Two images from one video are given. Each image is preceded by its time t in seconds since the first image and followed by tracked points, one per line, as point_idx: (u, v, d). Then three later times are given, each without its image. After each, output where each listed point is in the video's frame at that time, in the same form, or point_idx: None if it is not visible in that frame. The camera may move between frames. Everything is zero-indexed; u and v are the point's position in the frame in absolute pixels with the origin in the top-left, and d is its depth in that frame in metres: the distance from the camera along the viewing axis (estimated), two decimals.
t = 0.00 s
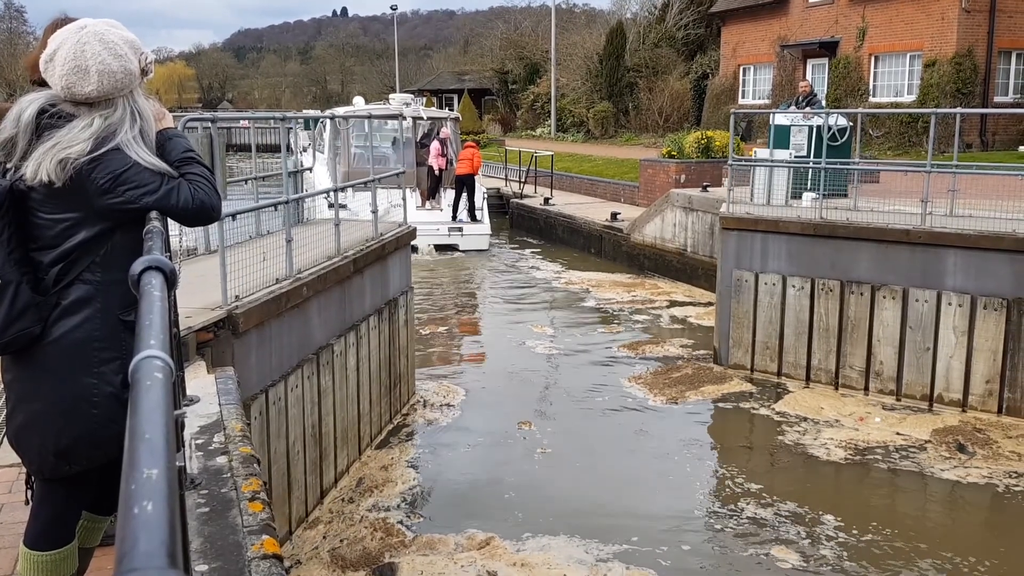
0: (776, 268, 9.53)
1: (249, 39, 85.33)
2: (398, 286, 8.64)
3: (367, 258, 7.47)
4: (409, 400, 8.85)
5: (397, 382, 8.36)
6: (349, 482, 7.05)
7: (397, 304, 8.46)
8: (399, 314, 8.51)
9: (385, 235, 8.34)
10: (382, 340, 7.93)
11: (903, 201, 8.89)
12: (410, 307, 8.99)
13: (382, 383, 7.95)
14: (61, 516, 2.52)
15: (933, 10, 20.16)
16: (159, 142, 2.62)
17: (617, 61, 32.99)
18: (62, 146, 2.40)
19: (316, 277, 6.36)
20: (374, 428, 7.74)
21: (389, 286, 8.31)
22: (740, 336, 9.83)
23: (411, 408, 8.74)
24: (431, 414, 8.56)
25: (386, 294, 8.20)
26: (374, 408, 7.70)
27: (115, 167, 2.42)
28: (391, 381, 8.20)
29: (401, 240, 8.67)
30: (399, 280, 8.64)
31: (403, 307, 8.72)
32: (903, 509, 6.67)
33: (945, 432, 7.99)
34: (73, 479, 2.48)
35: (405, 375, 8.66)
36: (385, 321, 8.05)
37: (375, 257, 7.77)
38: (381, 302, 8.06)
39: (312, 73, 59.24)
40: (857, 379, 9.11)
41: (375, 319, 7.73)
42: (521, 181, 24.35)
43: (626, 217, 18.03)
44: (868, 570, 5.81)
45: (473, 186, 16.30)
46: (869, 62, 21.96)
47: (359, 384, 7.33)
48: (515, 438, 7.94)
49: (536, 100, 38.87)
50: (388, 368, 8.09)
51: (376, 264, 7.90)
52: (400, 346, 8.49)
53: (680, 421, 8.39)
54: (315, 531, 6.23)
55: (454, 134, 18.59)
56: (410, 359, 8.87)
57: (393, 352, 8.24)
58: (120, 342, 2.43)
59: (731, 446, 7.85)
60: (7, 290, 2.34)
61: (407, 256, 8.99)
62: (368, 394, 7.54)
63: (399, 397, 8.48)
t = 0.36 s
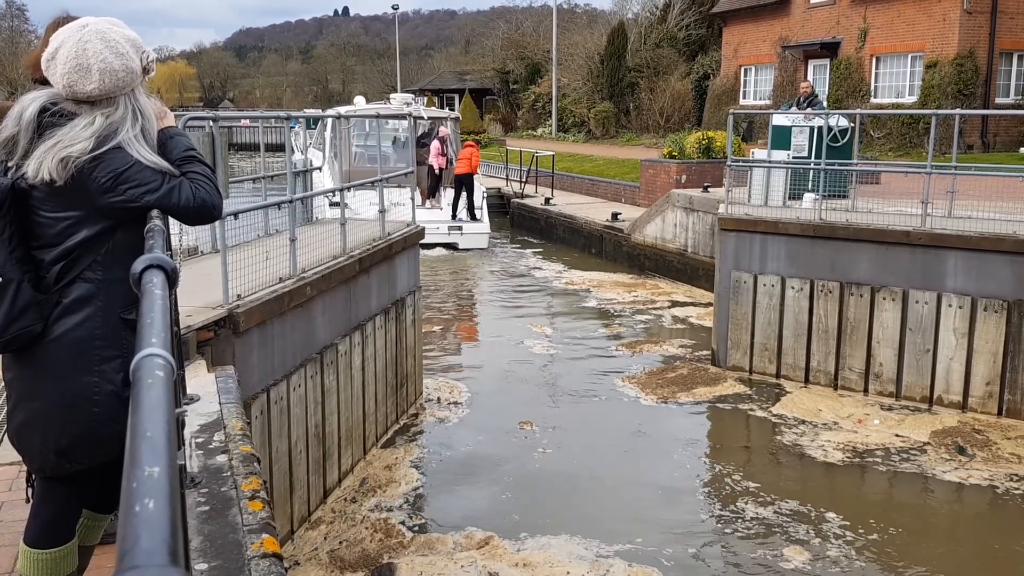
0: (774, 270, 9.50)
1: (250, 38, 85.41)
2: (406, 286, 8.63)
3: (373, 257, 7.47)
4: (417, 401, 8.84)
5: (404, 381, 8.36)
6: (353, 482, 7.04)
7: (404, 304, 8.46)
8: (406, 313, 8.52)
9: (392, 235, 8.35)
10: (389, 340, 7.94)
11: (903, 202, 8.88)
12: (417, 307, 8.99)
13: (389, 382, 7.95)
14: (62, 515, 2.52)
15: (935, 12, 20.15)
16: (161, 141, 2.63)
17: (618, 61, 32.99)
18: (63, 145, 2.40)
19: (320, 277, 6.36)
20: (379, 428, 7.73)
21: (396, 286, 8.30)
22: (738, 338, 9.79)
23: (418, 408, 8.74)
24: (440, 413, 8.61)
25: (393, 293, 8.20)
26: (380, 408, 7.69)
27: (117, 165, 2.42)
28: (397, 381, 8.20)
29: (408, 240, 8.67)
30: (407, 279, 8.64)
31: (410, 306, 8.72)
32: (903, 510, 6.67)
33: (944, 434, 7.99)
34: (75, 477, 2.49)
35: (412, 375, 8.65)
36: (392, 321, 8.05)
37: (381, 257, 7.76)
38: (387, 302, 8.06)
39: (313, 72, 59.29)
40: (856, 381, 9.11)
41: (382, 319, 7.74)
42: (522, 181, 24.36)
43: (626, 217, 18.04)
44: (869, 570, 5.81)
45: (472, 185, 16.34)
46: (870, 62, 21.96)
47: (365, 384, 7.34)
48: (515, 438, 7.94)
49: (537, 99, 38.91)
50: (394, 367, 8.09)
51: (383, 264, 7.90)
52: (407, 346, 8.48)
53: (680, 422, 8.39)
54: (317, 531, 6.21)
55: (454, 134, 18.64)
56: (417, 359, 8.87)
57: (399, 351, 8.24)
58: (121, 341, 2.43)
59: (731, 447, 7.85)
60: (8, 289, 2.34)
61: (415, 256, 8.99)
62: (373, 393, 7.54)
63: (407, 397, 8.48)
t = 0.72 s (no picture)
0: (773, 270, 9.48)
1: (250, 38, 85.44)
2: (412, 286, 8.63)
3: (379, 257, 7.46)
4: (423, 401, 8.85)
5: (410, 382, 8.36)
6: (357, 481, 7.02)
7: (411, 304, 8.46)
8: (413, 313, 8.51)
9: (399, 235, 8.34)
10: (395, 340, 7.93)
11: (902, 202, 8.88)
12: (425, 307, 8.99)
13: (395, 382, 7.96)
14: (60, 514, 2.52)
15: (935, 12, 20.14)
16: (160, 140, 2.62)
17: (618, 61, 32.98)
18: (63, 143, 2.39)
19: (323, 276, 6.35)
20: (385, 429, 7.72)
21: (403, 286, 8.30)
22: (736, 339, 9.77)
23: (426, 408, 8.75)
24: (449, 410, 8.65)
25: (399, 294, 8.20)
26: (386, 408, 7.69)
27: (117, 164, 2.42)
28: (403, 381, 8.19)
29: (415, 240, 8.67)
30: (414, 279, 8.63)
31: (417, 306, 8.73)
32: (902, 511, 6.68)
33: (943, 435, 7.99)
34: (72, 476, 2.48)
35: (418, 375, 8.65)
36: (399, 322, 8.05)
37: (387, 258, 7.75)
38: (394, 302, 8.06)
39: (313, 72, 59.30)
40: (855, 382, 9.10)
41: (387, 319, 7.73)
42: (522, 181, 24.37)
43: (626, 217, 18.04)
44: (868, 570, 5.81)
45: (469, 185, 16.37)
46: (870, 62, 21.96)
47: (370, 384, 7.34)
48: (516, 438, 7.94)
49: (537, 99, 38.93)
50: (400, 367, 8.08)
51: (389, 264, 7.89)
52: (413, 346, 8.48)
53: (681, 422, 8.37)
54: (318, 531, 6.20)
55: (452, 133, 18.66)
56: (424, 359, 8.87)
57: (405, 351, 8.24)
58: (120, 340, 2.43)
59: (730, 448, 7.84)
60: (8, 287, 2.33)
61: (423, 257, 8.98)
62: (379, 393, 7.54)
63: (413, 397, 8.48)
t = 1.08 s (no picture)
0: (769, 270, 9.49)
1: (248, 37, 85.40)
2: (416, 285, 8.63)
3: (381, 256, 7.44)
4: (428, 399, 8.87)
5: (413, 381, 8.35)
6: (357, 481, 7.02)
7: (414, 303, 8.45)
8: (416, 312, 8.51)
9: (403, 234, 8.34)
10: (398, 339, 7.93)
11: (899, 202, 8.89)
12: (429, 306, 8.98)
13: (398, 381, 7.96)
14: (58, 512, 2.51)
15: (933, 11, 20.15)
16: (157, 138, 2.62)
17: (616, 60, 32.97)
18: (61, 140, 2.39)
19: (324, 275, 6.35)
20: (387, 427, 7.72)
21: (406, 285, 8.30)
22: (732, 339, 9.77)
23: (429, 407, 8.77)
24: (455, 406, 8.75)
25: (402, 293, 8.19)
26: (388, 407, 7.70)
27: (114, 162, 2.42)
28: (406, 380, 8.18)
29: (419, 239, 8.67)
30: (418, 278, 8.63)
31: (421, 305, 8.73)
32: (899, 509, 6.69)
33: (940, 434, 8.00)
34: (69, 475, 2.48)
35: (421, 374, 8.65)
36: (401, 320, 8.04)
37: (389, 257, 7.74)
38: (397, 301, 8.05)
39: (310, 70, 59.25)
40: (852, 382, 9.11)
41: (389, 318, 7.72)
42: (520, 180, 24.37)
43: (624, 215, 18.04)
44: (864, 568, 5.82)
45: (464, 184, 16.38)
46: (868, 62, 21.97)
47: (371, 383, 7.33)
48: (514, 436, 7.94)
49: (535, 98, 38.93)
50: (403, 367, 8.08)
51: (392, 263, 7.88)
52: (417, 345, 8.49)
53: (679, 421, 8.37)
54: (317, 530, 6.19)
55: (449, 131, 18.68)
56: (428, 358, 8.88)
57: (408, 351, 8.24)
58: (117, 338, 2.43)
59: (727, 446, 7.85)
60: (5, 285, 2.32)
61: (426, 256, 8.96)
62: (381, 392, 7.54)
63: (416, 396, 8.48)
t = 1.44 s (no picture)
0: (762, 267, 9.50)
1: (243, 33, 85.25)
2: (419, 282, 8.63)
3: (381, 253, 7.44)
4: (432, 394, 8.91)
5: (415, 378, 8.35)
6: (357, 479, 7.01)
7: (416, 300, 8.44)
8: (419, 310, 8.50)
9: (405, 231, 8.35)
10: (399, 337, 7.92)
11: (893, 199, 8.90)
12: (431, 303, 8.97)
13: (399, 379, 7.96)
14: (52, 510, 2.51)
15: (928, 8, 20.18)
16: (152, 135, 2.62)
17: (612, 57, 32.97)
18: (54, 138, 2.38)
19: (323, 272, 6.34)
20: (387, 425, 7.71)
21: (407, 283, 8.29)
22: (725, 337, 9.77)
23: (433, 403, 8.79)
24: (458, 400, 8.82)
25: (404, 291, 8.18)
26: (389, 405, 7.70)
27: (108, 159, 2.41)
28: (408, 377, 8.18)
29: (421, 236, 8.66)
30: (420, 275, 8.63)
31: (424, 302, 8.72)
32: (895, 505, 6.70)
33: (934, 431, 8.02)
34: (62, 473, 2.47)
35: (424, 371, 8.65)
36: (403, 318, 8.03)
37: (390, 254, 7.72)
38: (398, 299, 8.05)
39: (306, 67, 59.18)
40: (846, 380, 9.12)
41: (390, 315, 7.71)
42: (516, 177, 24.37)
43: (620, 212, 18.04)
44: (861, 564, 5.83)
45: (458, 181, 16.38)
46: (863, 59, 22.00)
47: (372, 380, 7.33)
48: (510, 433, 7.94)
49: (531, 95, 38.92)
50: (405, 365, 8.08)
51: (393, 260, 7.87)
52: (419, 343, 8.48)
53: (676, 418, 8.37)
54: (316, 529, 6.18)
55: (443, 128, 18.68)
56: (431, 355, 8.88)
57: (410, 348, 8.23)
58: (112, 335, 2.42)
59: (721, 444, 7.86)
60: None
61: (429, 253, 8.95)
62: (381, 390, 7.53)
63: (419, 394, 8.47)
